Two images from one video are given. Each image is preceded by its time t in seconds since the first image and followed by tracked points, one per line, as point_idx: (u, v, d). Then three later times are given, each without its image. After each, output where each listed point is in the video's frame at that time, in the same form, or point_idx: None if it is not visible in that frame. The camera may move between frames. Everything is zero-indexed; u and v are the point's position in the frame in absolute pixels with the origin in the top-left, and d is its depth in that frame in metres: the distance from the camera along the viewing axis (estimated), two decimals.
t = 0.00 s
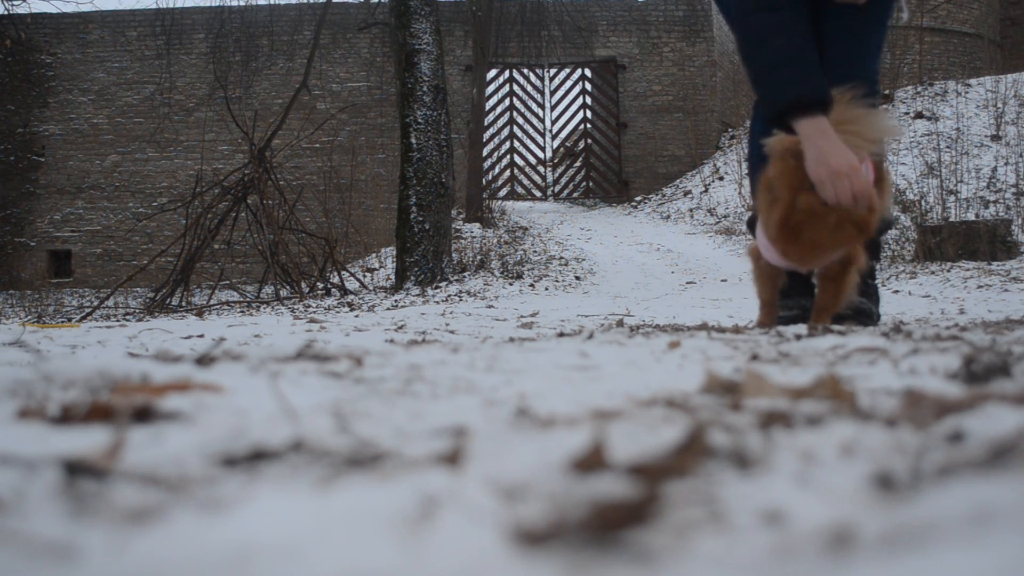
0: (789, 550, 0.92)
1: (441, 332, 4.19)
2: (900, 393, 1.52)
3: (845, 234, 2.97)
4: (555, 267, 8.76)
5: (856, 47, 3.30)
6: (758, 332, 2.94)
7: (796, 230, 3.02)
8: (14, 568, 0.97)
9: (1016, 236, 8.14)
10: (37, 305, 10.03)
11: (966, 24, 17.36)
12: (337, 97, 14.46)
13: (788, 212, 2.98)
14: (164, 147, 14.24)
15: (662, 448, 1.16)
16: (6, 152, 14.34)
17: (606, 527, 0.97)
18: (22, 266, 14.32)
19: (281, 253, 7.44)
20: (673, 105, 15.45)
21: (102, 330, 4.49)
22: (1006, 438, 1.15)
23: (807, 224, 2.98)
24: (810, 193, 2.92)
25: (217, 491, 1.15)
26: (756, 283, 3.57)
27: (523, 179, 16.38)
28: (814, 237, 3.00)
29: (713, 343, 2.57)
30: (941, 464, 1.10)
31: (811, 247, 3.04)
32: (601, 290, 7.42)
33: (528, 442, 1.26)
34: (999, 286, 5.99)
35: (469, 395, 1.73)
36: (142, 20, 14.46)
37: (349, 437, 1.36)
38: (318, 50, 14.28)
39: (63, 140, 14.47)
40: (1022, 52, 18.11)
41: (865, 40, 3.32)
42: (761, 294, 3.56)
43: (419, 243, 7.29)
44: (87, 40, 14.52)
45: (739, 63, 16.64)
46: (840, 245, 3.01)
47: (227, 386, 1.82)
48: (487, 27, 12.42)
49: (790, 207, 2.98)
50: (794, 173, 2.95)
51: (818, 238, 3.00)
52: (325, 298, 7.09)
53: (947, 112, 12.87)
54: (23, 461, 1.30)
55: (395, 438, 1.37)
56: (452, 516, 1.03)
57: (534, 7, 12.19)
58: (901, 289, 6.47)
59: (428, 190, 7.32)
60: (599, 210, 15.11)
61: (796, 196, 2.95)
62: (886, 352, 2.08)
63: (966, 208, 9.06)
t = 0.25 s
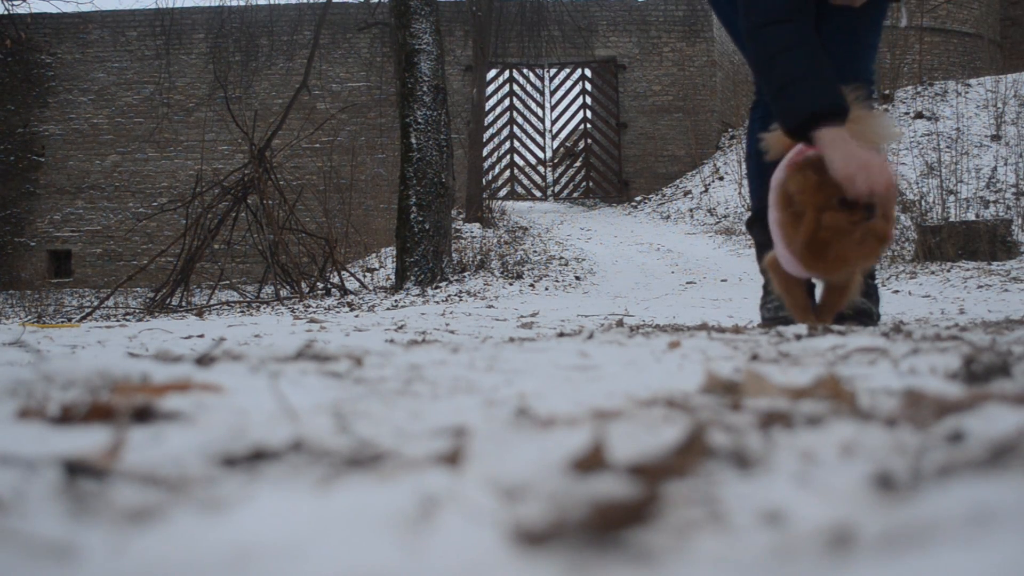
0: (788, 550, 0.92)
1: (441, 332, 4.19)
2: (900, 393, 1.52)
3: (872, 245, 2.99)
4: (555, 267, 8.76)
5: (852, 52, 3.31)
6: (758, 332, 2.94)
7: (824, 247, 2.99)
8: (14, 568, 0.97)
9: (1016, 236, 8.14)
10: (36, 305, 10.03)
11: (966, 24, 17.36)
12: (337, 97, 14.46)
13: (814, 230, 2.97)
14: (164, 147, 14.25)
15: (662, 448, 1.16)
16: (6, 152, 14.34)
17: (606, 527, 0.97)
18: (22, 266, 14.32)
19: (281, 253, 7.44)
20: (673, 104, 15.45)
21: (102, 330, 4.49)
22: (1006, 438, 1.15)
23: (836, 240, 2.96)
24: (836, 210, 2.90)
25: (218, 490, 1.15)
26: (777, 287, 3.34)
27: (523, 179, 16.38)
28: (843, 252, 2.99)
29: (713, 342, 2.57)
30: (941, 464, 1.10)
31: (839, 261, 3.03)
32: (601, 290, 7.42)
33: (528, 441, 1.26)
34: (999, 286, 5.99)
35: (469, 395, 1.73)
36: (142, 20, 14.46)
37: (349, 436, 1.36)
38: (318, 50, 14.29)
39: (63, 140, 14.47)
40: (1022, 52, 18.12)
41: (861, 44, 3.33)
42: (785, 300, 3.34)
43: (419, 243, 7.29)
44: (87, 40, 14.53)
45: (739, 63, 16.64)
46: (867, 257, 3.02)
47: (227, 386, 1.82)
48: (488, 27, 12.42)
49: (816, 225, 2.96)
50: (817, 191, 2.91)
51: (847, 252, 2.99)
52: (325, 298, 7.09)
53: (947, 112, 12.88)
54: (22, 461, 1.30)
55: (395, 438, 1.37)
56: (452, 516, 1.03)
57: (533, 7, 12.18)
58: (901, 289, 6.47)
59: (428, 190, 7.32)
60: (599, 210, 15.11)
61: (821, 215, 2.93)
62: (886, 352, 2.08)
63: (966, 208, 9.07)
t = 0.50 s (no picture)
0: (788, 550, 0.92)
1: (441, 332, 4.19)
2: (899, 393, 1.52)
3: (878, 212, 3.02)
4: (555, 267, 8.76)
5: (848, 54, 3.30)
6: (758, 332, 2.94)
7: (832, 216, 3.02)
8: (14, 568, 0.98)
9: (1016, 236, 8.15)
10: (36, 305, 10.03)
11: (966, 24, 17.35)
12: (337, 97, 14.46)
13: (818, 201, 3.01)
14: (163, 147, 14.25)
15: (662, 448, 1.16)
16: (6, 152, 14.33)
17: (606, 527, 0.97)
18: (22, 266, 14.31)
19: (281, 253, 7.44)
20: (673, 104, 15.45)
21: (102, 330, 4.49)
22: (1006, 439, 1.15)
23: (842, 208, 2.99)
24: (837, 178, 2.97)
25: (217, 490, 1.15)
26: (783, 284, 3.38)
27: (523, 179, 16.37)
28: (851, 220, 3.01)
29: (713, 342, 2.57)
30: (941, 464, 1.10)
31: (849, 232, 3.03)
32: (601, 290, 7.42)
33: (528, 441, 1.26)
34: (999, 286, 5.99)
35: (469, 395, 1.73)
36: (142, 20, 14.46)
37: (349, 437, 1.36)
38: (318, 50, 14.30)
39: (63, 140, 14.47)
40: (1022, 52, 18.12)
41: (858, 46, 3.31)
42: (790, 297, 3.38)
43: (419, 243, 7.29)
44: (87, 40, 14.53)
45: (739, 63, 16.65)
46: (875, 226, 3.04)
47: (227, 386, 1.82)
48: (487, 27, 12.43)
49: (821, 192, 3.01)
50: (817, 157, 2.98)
51: (855, 220, 3.00)
52: (325, 298, 7.09)
53: (947, 112, 12.89)
54: (22, 461, 1.30)
55: (395, 438, 1.37)
56: (452, 516, 1.03)
57: (533, 7, 12.18)
58: (901, 289, 6.47)
59: (428, 190, 7.31)
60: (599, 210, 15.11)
61: (824, 183, 2.99)
62: (886, 352, 2.08)
63: (966, 208, 9.07)
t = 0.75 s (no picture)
0: (788, 550, 0.92)
1: (441, 332, 4.19)
2: (900, 393, 1.52)
3: (859, 198, 3.08)
4: (555, 267, 8.76)
5: (845, 56, 3.31)
6: (758, 332, 2.94)
7: (811, 197, 3.12)
8: (13, 568, 0.97)
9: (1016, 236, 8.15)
10: (37, 305, 10.03)
11: (966, 24, 17.35)
12: (337, 97, 14.47)
13: (800, 181, 3.12)
14: (164, 147, 14.26)
15: (662, 448, 1.16)
16: (6, 152, 14.33)
17: (605, 527, 0.97)
18: (22, 266, 14.31)
19: (281, 253, 7.44)
20: (673, 105, 15.46)
21: (102, 330, 4.49)
22: (1006, 439, 1.15)
23: (820, 189, 3.09)
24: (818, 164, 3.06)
25: (217, 491, 1.15)
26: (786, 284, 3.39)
27: (523, 178, 16.37)
28: (830, 202, 3.09)
29: (713, 342, 2.57)
30: (942, 464, 1.10)
31: (829, 213, 3.12)
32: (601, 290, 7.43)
33: (528, 441, 1.26)
34: (999, 286, 5.99)
35: (469, 395, 1.73)
36: (142, 20, 14.47)
37: (349, 437, 1.36)
38: (318, 50, 14.31)
39: (63, 140, 14.47)
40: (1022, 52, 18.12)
41: (852, 45, 3.30)
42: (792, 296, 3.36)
43: (419, 243, 7.29)
44: (87, 40, 14.52)
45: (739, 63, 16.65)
46: (856, 212, 3.10)
47: (227, 386, 1.82)
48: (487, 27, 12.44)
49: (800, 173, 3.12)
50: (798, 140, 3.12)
51: (834, 202, 3.08)
52: (326, 298, 7.09)
53: (947, 112, 12.90)
54: (22, 461, 1.30)
55: (395, 438, 1.37)
56: (453, 516, 1.03)
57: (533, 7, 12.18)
58: (901, 289, 6.47)
59: (428, 189, 7.32)
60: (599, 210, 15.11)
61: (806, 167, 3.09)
62: (886, 352, 2.08)
63: (966, 208, 9.08)
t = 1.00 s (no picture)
0: (788, 551, 0.92)
1: (441, 333, 4.19)
2: (899, 393, 1.52)
3: (875, 204, 3.07)
4: (555, 267, 8.76)
5: (841, 58, 3.32)
6: (758, 332, 2.94)
7: (827, 206, 3.09)
8: (13, 567, 0.97)
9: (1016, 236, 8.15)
10: (37, 305, 10.04)
11: (966, 25, 17.35)
12: (337, 97, 14.48)
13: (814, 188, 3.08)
14: (164, 147, 14.26)
15: (662, 448, 1.16)
16: (6, 152, 14.33)
17: (606, 526, 0.97)
18: (22, 266, 14.30)
19: (281, 253, 7.44)
20: (673, 104, 15.46)
21: (102, 330, 4.49)
22: (1005, 439, 1.15)
23: (837, 197, 3.06)
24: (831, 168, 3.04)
25: (217, 491, 1.15)
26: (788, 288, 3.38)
27: (523, 178, 16.37)
28: (847, 210, 3.07)
29: (712, 342, 2.57)
30: (941, 465, 1.10)
31: (844, 220, 3.09)
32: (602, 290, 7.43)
33: (528, 441, 1.26)
34: (999, 286, 5.99)
35: (469, 395, 1.73)
36: (142, 20, 14.47)
37: (349, 436, 1.36)
38: (318, 50, 14.33)
39: (63, 140, 14.47)
40: (1021, 52, 18.11)
41: (848, 47, 3.32)
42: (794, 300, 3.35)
43: (419, 242, 7.29)
44: (87, 40, 14.52)
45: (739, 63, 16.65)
46: (872, 218, 3.09)
47: (227, 386, 1.82)
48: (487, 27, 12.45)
49: (815, 182, 3.08)
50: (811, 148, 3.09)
51: (850, 209, 3.06)
52: (325, 298, 7.09)
53: (947, 112, 12.90)
54: (22, 462, 1.29)
55: (395, 438, 1.37)
56: (453, 516, 1.03)
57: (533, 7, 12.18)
58: (901, 289, 6.47)
59: (428, 189, 7.31)
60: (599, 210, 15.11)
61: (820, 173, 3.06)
62: (885, 352, 2.08)
63: (966, 208, 9.08)
